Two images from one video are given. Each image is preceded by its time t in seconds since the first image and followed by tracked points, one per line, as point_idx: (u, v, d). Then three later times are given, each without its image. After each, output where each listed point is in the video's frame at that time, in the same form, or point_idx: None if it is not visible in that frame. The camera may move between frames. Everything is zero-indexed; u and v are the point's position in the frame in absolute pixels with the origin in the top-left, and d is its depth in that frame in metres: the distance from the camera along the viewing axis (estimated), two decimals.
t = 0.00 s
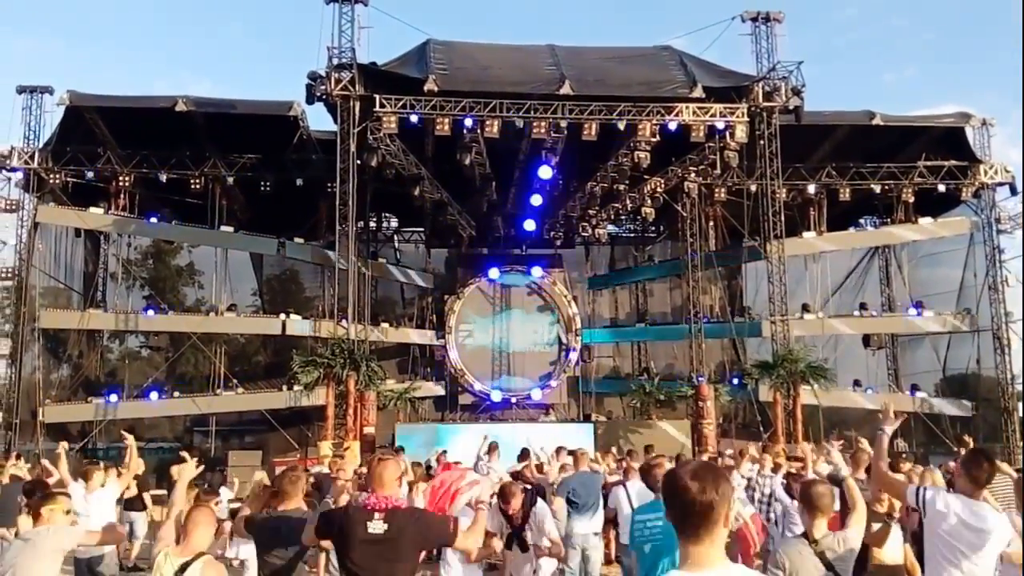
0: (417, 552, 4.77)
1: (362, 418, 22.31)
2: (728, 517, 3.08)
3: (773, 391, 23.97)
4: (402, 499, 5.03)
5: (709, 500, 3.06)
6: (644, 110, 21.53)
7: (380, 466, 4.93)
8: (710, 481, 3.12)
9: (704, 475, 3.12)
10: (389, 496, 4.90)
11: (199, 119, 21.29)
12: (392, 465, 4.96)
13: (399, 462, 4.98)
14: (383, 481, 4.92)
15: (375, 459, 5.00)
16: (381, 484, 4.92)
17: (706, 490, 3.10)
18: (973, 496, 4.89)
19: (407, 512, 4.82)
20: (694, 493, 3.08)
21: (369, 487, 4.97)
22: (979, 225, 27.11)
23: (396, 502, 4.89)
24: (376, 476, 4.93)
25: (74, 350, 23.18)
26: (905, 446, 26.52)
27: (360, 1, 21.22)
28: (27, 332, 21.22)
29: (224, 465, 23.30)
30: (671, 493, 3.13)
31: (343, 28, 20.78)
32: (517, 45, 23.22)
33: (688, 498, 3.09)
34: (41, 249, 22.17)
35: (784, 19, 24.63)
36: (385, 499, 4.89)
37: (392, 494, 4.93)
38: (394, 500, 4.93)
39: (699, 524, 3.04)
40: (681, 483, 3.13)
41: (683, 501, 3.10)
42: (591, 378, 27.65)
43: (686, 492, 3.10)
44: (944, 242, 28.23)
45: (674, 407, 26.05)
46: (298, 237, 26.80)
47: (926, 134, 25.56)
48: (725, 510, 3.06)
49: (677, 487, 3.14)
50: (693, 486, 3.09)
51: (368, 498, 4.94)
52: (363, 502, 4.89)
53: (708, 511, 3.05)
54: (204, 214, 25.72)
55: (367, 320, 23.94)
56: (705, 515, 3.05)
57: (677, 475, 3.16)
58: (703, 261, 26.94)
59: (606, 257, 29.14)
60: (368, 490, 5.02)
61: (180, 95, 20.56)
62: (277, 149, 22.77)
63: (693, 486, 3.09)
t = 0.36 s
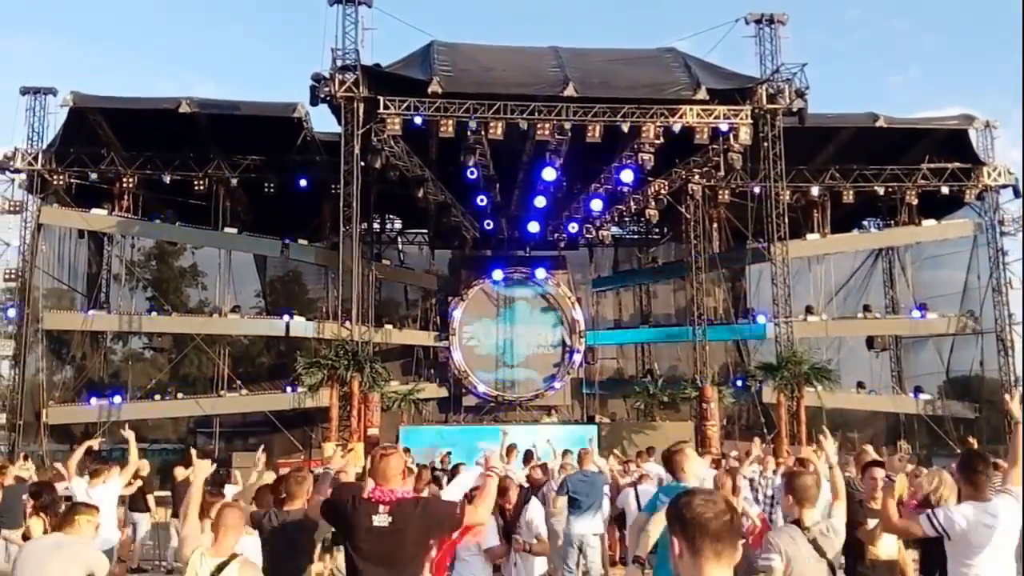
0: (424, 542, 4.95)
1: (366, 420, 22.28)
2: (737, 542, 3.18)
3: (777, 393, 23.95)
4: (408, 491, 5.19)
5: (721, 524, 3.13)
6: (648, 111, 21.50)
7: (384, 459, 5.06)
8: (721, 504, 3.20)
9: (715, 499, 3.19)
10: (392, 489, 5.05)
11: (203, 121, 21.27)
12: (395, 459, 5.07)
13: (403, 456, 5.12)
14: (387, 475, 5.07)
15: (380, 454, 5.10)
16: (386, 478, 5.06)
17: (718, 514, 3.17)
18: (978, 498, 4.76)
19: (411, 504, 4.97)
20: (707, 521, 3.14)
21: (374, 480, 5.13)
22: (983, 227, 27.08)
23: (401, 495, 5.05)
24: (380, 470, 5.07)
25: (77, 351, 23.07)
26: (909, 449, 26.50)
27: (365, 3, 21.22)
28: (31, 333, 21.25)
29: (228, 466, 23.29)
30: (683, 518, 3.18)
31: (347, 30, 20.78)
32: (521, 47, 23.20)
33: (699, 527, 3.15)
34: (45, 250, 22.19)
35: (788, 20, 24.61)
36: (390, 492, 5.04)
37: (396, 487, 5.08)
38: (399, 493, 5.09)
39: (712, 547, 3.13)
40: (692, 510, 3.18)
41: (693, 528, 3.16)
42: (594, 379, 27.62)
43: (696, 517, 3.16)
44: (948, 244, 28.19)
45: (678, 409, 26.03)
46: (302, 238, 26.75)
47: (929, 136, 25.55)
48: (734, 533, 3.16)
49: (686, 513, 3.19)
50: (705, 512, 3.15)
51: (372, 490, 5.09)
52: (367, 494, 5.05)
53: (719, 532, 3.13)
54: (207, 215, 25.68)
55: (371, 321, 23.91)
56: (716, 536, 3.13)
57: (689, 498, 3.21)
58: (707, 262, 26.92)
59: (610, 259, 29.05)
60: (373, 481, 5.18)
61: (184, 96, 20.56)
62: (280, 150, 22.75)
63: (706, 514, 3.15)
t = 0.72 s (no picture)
0: (429, 548, 5.13)
1: (369, 422, 22.27)
2: (734, 482, 2.94)
3: (780, 395, 23.96)
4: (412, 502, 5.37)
5: (715, 458, 2.92)
6: (649, 113, 21.53)
7: (388, 470, 5.26)
8: (715, 446, 2.99)
9: (708, 439, 2.98)
10: (396, 500, 5.23)
11: (205, 124, 21.31)
12: (399, 470, 5.25)
13: (406, 467, 5.30)
14: (391, 487, 5.25)
15: (384, 468, 5.29)
16: (389, 491, 5.25)
17: (710, 453, 2.95)
18: (992, 496, 4.73)
19: (414, 516, 5.16)
20: (701, 457, 2.93)
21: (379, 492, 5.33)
22: (985, 227, 27.08)
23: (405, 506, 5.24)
24: (385, 482, 5.25)
25: (80, 354, 23.26)
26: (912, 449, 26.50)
27: (367, 7, 21.25)
28: (34, 336, 21.31)
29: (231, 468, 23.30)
30: (674, 460, 2.98)
31: (350, 33, 20.81)
32: (523, 49, 23.22)
33: (693, 465, 2.94)
34: (48, 254, 22.26)
35: (789, 22, 24.65)
36: (395, 503, 5.22)
37: (401, 498, 5.27)
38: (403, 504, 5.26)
39: (707, 484, 2.90)
40: (683, 452, 2.98)
41: (687, 465, 2.95)
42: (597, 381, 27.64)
43: (688, 456, 2.96)
44: (951, 245, 28.17)
45: (681, 410, 26.05)
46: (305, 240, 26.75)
47: (931, 137, 25.56)
48: (730, 472, 2.93)
49: (680, 456, 2.98)
50: (698, 450, 2.94)
51: (378, 503, 5.28)
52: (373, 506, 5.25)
53: (713, 467, 2.91)
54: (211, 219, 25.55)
55: (374, 324, 23.91)
56: (710, 472, 2.91)
57: (679, 443, 3.01)
58: (708, 264, 26.96)
59: (612, 261, 29.12)
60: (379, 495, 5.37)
61: (186, 100, 20.59)
62: (282, 153, 22.79)
63: (698, 451, 2.94)
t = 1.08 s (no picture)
0: None
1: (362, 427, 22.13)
2: (738, 476, 2.78)
3: (773, 399, 24.01)
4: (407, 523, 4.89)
5: (718, 451, 2.77)
6: (645, 117, 21.43)
7: (385, 490, 4.76)
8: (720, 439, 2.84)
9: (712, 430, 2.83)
10: (394, 522, 4.76)
11: (199, 127, 21.13)
12: (397, 490, 4.76)
13: (404, 486, 4.80)
14: (388, 506, 4.77)
15: (380, 485, 4.78)
16: (386, 509, 4.76)
17: (714, 446, 2.80)
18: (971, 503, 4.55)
19: (412, 540, 4.69)
20: (703, 449, 2.78)
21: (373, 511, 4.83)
22: (975, 232, 27.26)
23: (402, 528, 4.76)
24: (381, 502, 4.76)
25: (69, 359, 22.95)
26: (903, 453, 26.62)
27: (362, 9, 21.12)
28: (23, 341, 21.04)
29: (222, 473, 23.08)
30: (678, 451, 2.82)
31: (345, 35, 20.69)
32: (518, 52, 23.16)
33: (696, 456, 2.78)
34: (37, 257, 22.04)
35: (783, 27, 24.71)
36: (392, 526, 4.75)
37: (397, 519, 4.79)
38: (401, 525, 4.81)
39: (708, 475, 2.74)
40: (689, 444, 2.82)
41: (691, 457, 2.79)
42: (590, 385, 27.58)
43: (691, 448, 2.81)
44: (942, 250, 28.33)
45: (675, 415, 26.06)
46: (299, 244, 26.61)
47: (922, 142, 25.70)
48: (736, 464, 2.77)
49: (684, 449, 2.83)
50: (701, 443, 2.79)
51: (371, 524, 4.78)
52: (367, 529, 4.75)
53: (716, 460, 2.75)
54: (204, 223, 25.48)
55: (368, 328, 23.77)
56: (713, 463, 2.75)
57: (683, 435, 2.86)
58: (702, 268, 27.01)
59: (606, 265, 29.22)
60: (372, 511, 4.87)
61: (180, 102, 20.40)
62: (277, 156, 22.65)
63: (702, 444, 2.79)
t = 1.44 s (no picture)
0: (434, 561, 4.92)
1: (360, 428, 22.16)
2: (757, 495, 2.94)
3: (771, 396, 23.99)
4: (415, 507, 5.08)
5: (735, 470, 2.95)
6: (638, 117, 21.49)
7: (395, 477, 4.93)
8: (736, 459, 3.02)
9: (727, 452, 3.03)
10: (404, 507, 4.95)
11: (194, 130, 21.23)
12: (408, 478, 4.93)
13: (414, 475, 4.98)
14: (397, 493, 4.94)
15: (391, 472, 4.98)
16: (396, 497, 4.95)
17: (731, 466, 2.99)
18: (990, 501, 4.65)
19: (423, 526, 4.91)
20: (720, 468, 2.96)
21: (383, 495, 5.01)
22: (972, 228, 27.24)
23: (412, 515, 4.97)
24: (391, 489, 4.94)
25: (67, 363, 22.93)
26: (902, 450, 26.56)
27: (355, 12, 21.21)
28: (21, 345, 21.12)
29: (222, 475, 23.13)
30: (697, 473, 2.99)
31: (338, 38, 20.78)
32: (511, 53, 23.24)
33: (715, 476, 2.96)
34: (34, 261, 22.11)
35: (777, 25, 24.75)
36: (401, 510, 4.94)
37: (408, 506, 4.97)
38: (409, 512, 4.98)
39: (729, 497, 2.90)
40: (706, 464, 3.00)
41: (709, 478, 2.97)
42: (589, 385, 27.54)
43: (709, 468, 2.99)
44: (939, 246, 28.30)
45: (673, 413, 26.08)
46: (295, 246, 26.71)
47: (917, 139, 25.70)
48: (753, 482, 2.94)
49: (703, 469, 3.00)
50: (718, 463, 2.98)
51: (382, 509, 4.99)
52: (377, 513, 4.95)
53: (735, 480, 2.93)
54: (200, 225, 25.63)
55: (364, 330, 23.84)
56: (732, 483, 2.93)
57: (699, 456, 3.04)
58: (698, 267, 27.04)
59: (602, 264, 29.26)
60: (383, 497, 5.03)
61: (175, 106, 20.49)
62: (272, 159, 22.74)
63: (719, 464, 2.97)
